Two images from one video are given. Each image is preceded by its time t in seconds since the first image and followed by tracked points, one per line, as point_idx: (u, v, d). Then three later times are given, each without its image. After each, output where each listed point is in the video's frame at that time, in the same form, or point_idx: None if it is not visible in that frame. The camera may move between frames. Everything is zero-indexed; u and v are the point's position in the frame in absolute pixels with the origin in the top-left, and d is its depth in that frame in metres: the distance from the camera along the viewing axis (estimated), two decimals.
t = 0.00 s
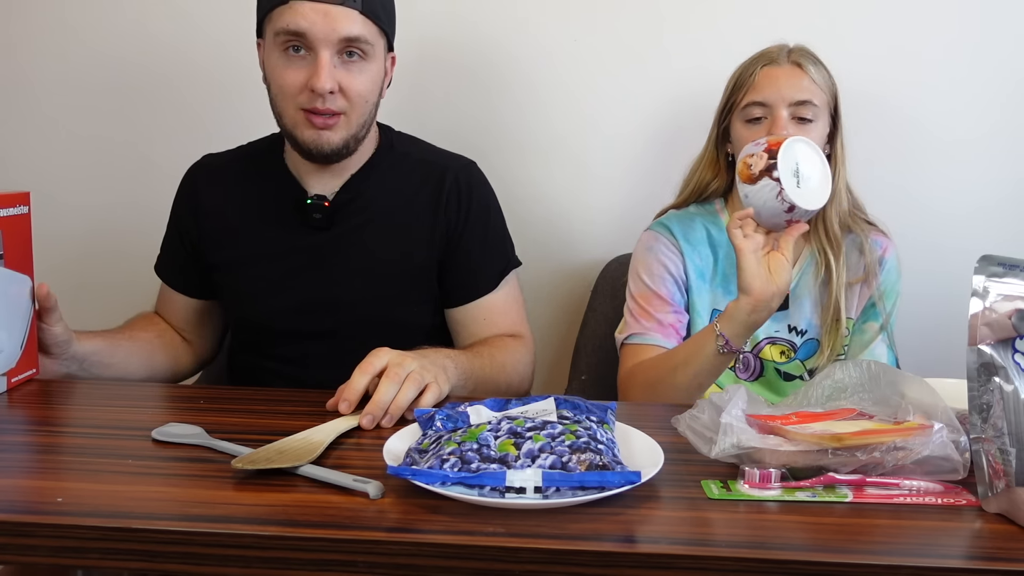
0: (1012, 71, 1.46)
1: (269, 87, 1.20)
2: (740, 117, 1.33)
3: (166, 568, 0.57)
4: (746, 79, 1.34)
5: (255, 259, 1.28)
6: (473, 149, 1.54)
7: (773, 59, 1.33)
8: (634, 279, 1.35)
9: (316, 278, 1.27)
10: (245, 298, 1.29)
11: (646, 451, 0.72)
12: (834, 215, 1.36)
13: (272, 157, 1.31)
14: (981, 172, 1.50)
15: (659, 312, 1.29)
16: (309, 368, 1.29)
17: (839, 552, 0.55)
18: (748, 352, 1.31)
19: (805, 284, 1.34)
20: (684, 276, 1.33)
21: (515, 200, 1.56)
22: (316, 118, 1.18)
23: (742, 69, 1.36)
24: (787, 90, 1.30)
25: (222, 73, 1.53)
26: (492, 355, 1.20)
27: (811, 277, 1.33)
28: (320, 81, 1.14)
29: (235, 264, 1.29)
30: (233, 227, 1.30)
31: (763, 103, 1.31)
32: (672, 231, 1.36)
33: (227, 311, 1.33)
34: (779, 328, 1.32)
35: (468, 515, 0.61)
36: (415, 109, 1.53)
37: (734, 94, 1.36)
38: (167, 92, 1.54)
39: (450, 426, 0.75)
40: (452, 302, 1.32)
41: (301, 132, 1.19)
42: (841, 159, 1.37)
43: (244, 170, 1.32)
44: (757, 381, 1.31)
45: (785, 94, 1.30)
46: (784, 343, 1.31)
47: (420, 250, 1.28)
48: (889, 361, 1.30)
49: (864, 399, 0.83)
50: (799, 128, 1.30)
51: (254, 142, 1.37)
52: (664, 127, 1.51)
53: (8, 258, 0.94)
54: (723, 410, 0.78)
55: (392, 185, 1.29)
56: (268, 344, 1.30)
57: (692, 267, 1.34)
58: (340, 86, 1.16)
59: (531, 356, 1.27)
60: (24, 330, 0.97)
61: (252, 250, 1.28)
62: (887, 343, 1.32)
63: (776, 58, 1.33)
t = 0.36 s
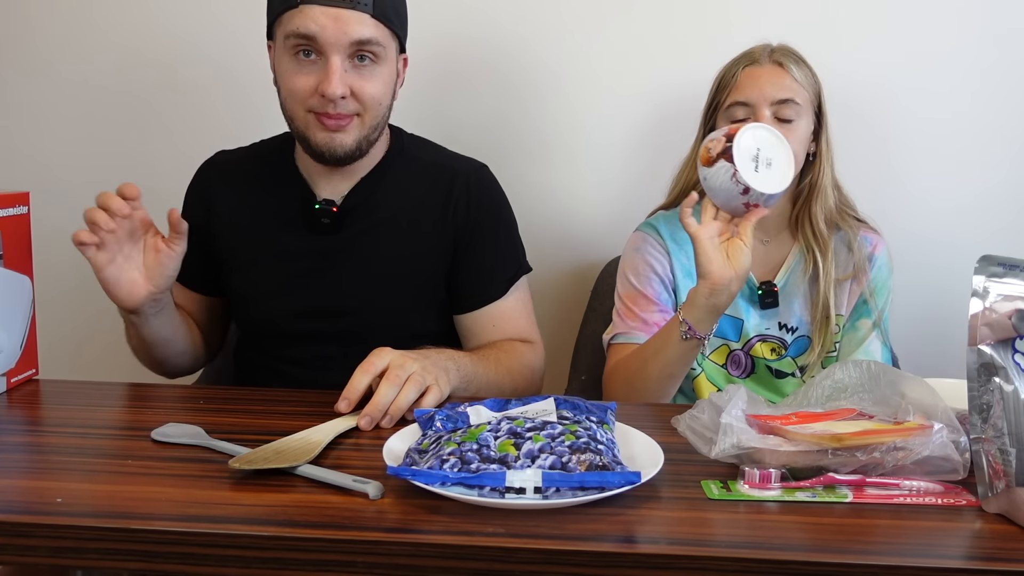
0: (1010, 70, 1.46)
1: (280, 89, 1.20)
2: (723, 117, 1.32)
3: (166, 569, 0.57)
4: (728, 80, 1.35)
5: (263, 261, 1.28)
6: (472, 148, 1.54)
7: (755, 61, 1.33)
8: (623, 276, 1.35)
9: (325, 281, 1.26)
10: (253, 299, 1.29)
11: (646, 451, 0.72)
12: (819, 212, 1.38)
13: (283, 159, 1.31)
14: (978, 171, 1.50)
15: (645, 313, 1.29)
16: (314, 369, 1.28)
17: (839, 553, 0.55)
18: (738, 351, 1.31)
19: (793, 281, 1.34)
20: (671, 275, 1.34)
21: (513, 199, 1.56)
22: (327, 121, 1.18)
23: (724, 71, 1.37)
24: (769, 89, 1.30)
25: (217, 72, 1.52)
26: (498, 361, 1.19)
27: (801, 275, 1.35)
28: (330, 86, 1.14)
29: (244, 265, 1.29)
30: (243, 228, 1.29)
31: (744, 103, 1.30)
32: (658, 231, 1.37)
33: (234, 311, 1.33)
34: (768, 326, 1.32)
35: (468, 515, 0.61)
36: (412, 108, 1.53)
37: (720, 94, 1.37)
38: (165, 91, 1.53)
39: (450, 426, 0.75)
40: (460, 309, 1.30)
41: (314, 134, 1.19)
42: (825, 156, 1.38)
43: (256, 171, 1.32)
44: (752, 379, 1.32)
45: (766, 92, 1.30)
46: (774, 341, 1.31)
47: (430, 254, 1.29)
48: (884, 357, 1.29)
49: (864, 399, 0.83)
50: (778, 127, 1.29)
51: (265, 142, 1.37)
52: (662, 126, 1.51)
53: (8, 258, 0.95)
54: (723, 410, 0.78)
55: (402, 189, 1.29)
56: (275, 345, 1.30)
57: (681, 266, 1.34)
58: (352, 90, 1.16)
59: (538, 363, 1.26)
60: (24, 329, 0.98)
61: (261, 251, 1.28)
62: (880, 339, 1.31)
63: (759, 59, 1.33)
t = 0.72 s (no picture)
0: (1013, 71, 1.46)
1: (300, 87, 1.20)
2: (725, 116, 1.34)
3: (166, 569, 0.57)
4: (729, 80, 1.35)
5: (275, 256, 1.26)
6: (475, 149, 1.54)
7: (758, 59, 1.33)
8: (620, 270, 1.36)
9: (338, 280, 1.26)
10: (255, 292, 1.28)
11: (646, 451, 0.72)
12: (820, 212, 1.37)
13: (291, 154, 1.29)
14: (980, 172, 1.51)
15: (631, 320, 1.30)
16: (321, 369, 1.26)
17: (839, 553, 0.55)
18: (739, 349, 1.32)
19: (794, 281, 1.34)
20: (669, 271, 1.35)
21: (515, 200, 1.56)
22: (353, 120, 1.18)
23: (726, 70, 1.37)
24: (771, 89, 1.31)
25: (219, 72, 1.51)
26: (492, 358, 1.18)
27: (802, 276, 1.34)
28: (359, 85, 1.14)
29: (248, 258, 1.28)
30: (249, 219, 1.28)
31: (744, 103, 1.31)
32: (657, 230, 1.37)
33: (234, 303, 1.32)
34: (769, 324, 1.33)
35: (468, 515, 0.61)
36: (415, 109, 1.53)
37: (723, 92, 1.37)
38: (167, 91, 1.53)
39: (450, 426, 0.75)
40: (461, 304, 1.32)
41: (336, 132, 1.18)
42: (827, 156, 1.39)
43: (261, 162, 1.30)
44: (752, 377, 1.32)
45: (768, 92, 1.31)
46: (775, 339, 1.31)
47: (436, 254, 1.29)
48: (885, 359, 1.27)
49: (864, 400, 0.83)
50: (778, 127, 1.31)
51: (271, 133, 1.36)
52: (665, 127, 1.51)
53: (8, 258, 0.95)
54: (723, 410, 0.78)
55: (409, 188, 1.29)
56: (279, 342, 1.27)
57: (681, 263, 1.36)
58: (379, 89, 1.17)
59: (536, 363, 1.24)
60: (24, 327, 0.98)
61: (273, 247, 1.27)
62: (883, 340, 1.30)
63: (761, 58, 1.33)
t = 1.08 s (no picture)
0: (1016, 73, 1.46)
1: (274, 95, 1.19)
2: (740, 114, 1.33)
3: (166, 569, 0.57)
4: (752, 79, 1.34)
5: (254, 264, 1.26)
6: (480, 152, 1.54)
7: (784, 61, 1.32)
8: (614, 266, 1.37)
9: (319, 288, 1.26)
10: (238, 299, 1.28)
11: (646, 451, 0.72)
12: (832, 228, 1.35)
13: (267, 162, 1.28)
14: (983, 174, 1.51)
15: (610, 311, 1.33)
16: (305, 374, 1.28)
17: (839, 553, 0.55)
18: (739, 347, 1.32)
19: (797, 283, 1.34)
20: (669, 267, 1.36)
21: (517, 201, 1.56)
22: (327, 130, 1.18)
23: (752, 70, 1.36)
24: (789, 91, 1.30)
25: (224, 75, 1.51)
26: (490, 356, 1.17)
27: (802, 280, 1.34)
28: (333, 97, 1.13)
29: (228, 265, 1.27)
30: (225, 227, 1.27)
31: (762, 101, 1.30)
32: (660, 226, 1.38)
33: (217, 311, 1.31)
34: (771, 323, 1.32)
35: (468, 515, 0.61)
36: (418, 111, 1.52)
37: (745, 90, 1.35)
38: (169, 93, 1.53)
39: (450, 426, 0.75)
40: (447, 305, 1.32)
41: (311, 143, 1.19)
42: (841, 171, 1.37)
43: (237, 169, 1.29)
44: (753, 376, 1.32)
45: (787, 94, 1.30)
46: (776, 339, 1.31)
47: (419, 259, 1.29)
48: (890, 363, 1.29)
49: (864, 400, 0.82)
50: (795, 131, 1.30)
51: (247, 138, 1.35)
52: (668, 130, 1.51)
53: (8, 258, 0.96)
54: (723, 410, 0.78)
55: (391, 192, 1.29)
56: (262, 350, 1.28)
57: (684, 260, 1.36)
58: (354, 99, 1.15)
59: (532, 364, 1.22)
60: (23, 327, 0.98)
61: (252, 255, 1.27)
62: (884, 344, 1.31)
63: (787, 61, 1.32)
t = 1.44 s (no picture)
0: (1017, 73, 1.46)
1: (253, 99, 1.19)
2: (756, 112, 1.33)
3: (165, 569, 0.57)
4: (768, 77, 1.33)
5: (242, 264, 1.27)
6: (480, 152, 1.54)
7: (799, 62, 1.32)
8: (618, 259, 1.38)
9: (306, 287, 1.26)
10: (229, 301, 1.28)
11: (646, 451, 0.72)
12: (844, 233, 1.35)
13: (254, 161, 1.29)
14: (983, 174, 1.51)
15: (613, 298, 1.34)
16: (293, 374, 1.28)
17: (839, 553, 0.55)
18: (739, 347, 1.32)
19: (799, 286, 1.34)
20: (670, 265, 1.36)
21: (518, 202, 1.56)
22: (308, 132, 1.18)
23: (766, 69, 1.35)
24: (807, 93, 1.30)
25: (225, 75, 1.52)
26: (487, 355, 1.16)
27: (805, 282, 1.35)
28: (312, 99, 1.13)
29: (219, 266, 1.28)
30: (214, 229, 1.27)
31: (779, 100, 1.30)
32: (662, 225, 1.38)
33: (209, 313, 1.31)
34: (772, 324, 1.32)
35: (468, 515, 0.61)
36: (419, 112, 1.53)
37: (757, 89, 1.34)
38: (172, 94, 1.54)
39: (450, 426, 0.75)
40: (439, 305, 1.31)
41: (293, 144, 1.19)
42: (847, 176, 1.38)
43: (224, 170, 1.29)
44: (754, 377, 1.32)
45: (804, 95, 1.30)
46: (775, 340, 1.31)
47: (407, 258, 1.28)
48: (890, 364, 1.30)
49: (864, 400, 0.82)
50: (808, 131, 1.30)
51: (237, 139, 1.35)
52: (668, 130, 1.51)
53: (8, 259, 0.96)
54: (723, 410, 0.78)
55: (378, 191, 1.28)
56: (251, 349, 1.29)
57: (686, 259, 1.36)
58: (333, 100, 1.15)
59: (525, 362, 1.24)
60: (23, 327, 0.98)
61: (240, 255, 1.27)
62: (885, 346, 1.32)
63: (802, 62, 1.32)
